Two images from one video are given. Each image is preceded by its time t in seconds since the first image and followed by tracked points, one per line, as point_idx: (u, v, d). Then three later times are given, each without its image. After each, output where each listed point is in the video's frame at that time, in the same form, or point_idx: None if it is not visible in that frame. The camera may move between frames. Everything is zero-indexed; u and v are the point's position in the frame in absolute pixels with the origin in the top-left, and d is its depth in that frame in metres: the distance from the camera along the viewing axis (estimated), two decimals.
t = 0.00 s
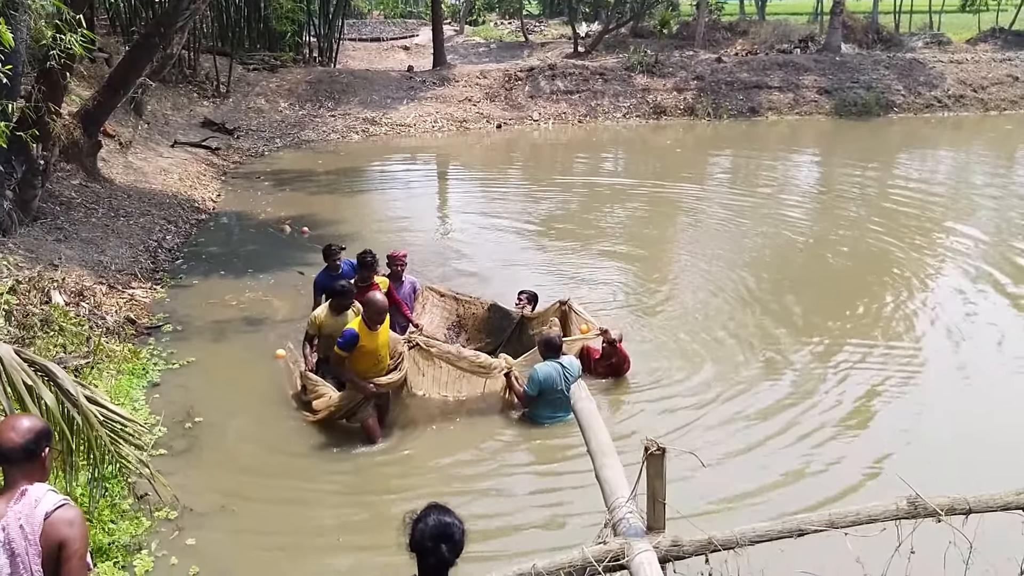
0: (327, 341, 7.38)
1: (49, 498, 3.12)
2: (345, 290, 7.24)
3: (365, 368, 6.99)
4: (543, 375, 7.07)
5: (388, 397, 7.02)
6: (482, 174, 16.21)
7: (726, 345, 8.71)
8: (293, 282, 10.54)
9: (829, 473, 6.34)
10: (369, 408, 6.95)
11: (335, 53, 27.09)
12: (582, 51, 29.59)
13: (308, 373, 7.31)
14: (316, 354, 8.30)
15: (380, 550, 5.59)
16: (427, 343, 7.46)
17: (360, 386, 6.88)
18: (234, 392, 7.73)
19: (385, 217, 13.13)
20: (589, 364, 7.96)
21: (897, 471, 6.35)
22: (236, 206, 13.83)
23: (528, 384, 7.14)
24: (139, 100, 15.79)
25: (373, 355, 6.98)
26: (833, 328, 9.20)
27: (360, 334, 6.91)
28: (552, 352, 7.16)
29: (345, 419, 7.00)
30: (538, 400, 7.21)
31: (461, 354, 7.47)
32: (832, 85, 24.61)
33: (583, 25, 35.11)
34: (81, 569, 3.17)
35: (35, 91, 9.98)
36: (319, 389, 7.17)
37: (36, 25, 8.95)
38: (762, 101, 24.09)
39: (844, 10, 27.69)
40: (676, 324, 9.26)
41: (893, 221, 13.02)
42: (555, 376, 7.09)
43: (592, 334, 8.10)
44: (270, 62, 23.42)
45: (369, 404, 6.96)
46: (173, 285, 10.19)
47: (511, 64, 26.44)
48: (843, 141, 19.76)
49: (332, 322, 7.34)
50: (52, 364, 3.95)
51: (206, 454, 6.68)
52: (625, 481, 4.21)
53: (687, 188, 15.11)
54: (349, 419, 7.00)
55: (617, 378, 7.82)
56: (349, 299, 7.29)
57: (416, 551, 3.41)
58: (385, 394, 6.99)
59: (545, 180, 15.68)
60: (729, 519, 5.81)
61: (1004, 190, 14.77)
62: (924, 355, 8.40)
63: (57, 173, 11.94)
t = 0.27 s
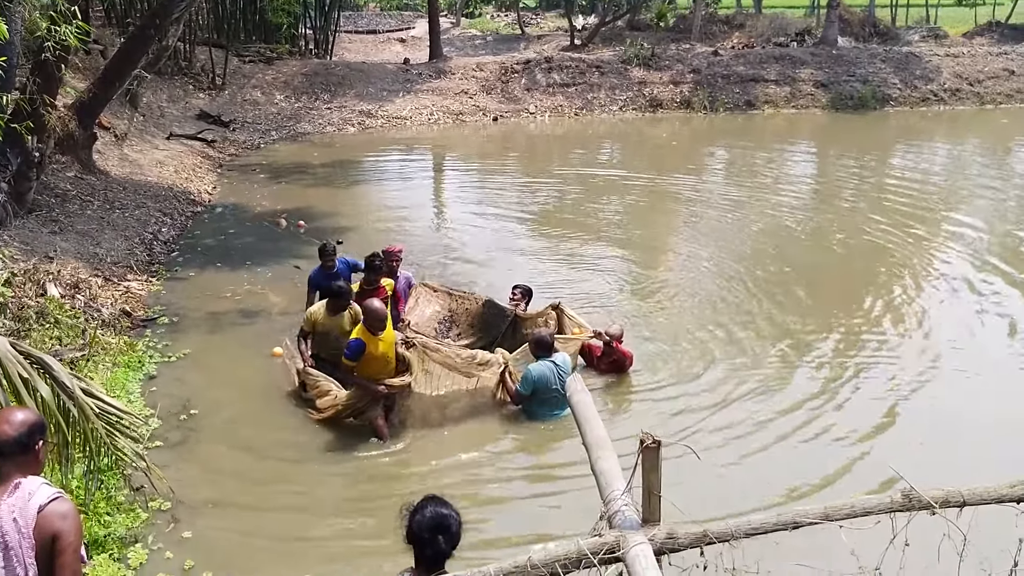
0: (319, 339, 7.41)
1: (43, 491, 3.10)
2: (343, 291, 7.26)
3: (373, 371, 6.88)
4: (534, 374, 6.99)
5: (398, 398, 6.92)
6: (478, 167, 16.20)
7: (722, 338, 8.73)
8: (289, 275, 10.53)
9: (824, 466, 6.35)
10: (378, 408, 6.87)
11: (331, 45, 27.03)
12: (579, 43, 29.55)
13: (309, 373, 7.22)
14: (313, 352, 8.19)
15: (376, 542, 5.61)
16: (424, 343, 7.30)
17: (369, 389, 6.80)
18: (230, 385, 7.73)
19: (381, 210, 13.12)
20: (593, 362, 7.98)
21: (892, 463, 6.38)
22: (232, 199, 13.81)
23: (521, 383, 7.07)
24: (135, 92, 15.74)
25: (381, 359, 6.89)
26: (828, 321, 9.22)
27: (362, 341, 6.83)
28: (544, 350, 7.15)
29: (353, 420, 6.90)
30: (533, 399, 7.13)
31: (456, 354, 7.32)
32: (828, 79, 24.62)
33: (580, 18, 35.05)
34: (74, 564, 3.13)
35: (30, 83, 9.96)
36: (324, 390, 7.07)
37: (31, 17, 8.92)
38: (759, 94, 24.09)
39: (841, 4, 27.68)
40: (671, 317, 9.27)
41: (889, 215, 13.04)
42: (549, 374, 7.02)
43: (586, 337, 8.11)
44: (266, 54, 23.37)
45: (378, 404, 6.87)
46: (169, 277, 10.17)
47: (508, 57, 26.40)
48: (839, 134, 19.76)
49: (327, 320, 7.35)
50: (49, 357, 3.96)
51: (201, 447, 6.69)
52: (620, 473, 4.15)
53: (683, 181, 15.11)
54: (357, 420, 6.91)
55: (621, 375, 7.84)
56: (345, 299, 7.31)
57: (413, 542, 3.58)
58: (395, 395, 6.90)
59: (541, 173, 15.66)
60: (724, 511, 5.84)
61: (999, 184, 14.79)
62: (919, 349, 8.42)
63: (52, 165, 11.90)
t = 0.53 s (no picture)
0: (317, 329, 7.41)
1: (38, 488, 3.10)
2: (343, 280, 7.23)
3: (377, 364, 6.79)
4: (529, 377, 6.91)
5: (402, 395, 6.81)
6: (474, 161, 16.19)
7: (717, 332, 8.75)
8: (285, 270, 10.53)
9: (821, 462, 6.36)
10: (380, 408, 6.77)
11: (327, 40, 26.96)
12: (575, 38, 29.49)
13: (309, 365, 7.13)
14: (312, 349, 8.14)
15: (372, 539, 5.62)
16: (433, 349, 7.42)
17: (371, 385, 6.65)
18: (226, 380, 7.74)
19: (377, 205, 13.10)
20: (594, 358, 7.92)
21: (887, 459, 6.40)
22: (228, 194, 13.78)
23: (515, 385, 6.97)
24: (130, 87, 15.69)
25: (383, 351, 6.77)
26: (823, 315, 9.24)
27: (365, 331, 6.72)
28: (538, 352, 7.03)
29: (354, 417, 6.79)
30: (526, 402, 7.05)
31: (467, 360, 7.41)
32: (824, 73, 24.61)
33: (575, 12, 34.98)
34: (70, 561, 3.12)
35: (24, 79, 9.92)
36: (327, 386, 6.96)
37: (25, 12, 8.89)
38: (754, 88, 24.08)
39: None
40: (667, 311, 9.29)
41: (885, 209, 13.05)
42: (543, 378, 6.92)
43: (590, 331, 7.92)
44: (262, 49, 23.32)
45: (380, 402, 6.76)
46: (165, 273, 10.16)
47: (504, 52, 26.36)
48: (835, 129, 19.77)
49: (326, 310, 7.36)
50: (44, 353, 3.95)
51: (198, 443, 6.69)
52: (617, 468, 4.16)
53: (679, 176, 15.11)
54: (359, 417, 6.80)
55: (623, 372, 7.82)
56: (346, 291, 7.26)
57: (410, 538, 3.64)
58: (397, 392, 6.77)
59: (537, 167, 15.65)
60: (718, 507, 5.86)
61: (994, 178, 14.80)
62: (916, 344, 8.42)
63: (47, 161, 11.87)
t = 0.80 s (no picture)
0: (318, 323, 7.37)
1: (36, 484, 3.11)
2: (349, 276, 7.22)
3: (376, 361, 6.73)
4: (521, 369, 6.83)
5: (402, 395, 6.74)
6: (472, 157, 16.18)
7: (714, 328, 8.77)
8: (282, 267, 10.53)
9: (817, 458, 6.39)
10: (379, 407, 6.75)
11: (324, 36, 26.92)
12: (571, 33, 29.46)
13: (310, 363, 7.12)
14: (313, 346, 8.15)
15: (370, 535, 5.63)
16: (438, 355, 7.31)
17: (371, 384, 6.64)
18: (223, 377, 7.74)
19: (374, 201, 13.10)
20: (594, 354, 7.87)
21: (883, 454, 6.41)
22: (224, 190, 13.77)
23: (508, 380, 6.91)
24: (126, 83, 15.68)
25: (385, 348, 6.71)
26: (820, 311, 9.26)
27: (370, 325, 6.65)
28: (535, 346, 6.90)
29: (357, 418, 6.79)
30: (520, 398, 6.97)
31: (472, 366, 7.31)
32: (821, 69, 24.61)
33: (572, 8, 34.95)
34: (68, 557, 3.12)
35: (21, 75, 9.91)
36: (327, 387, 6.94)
37: (21, 9, 8.88)
38: (752, 84, 24.08)
39: None
40: (663, 307, 9.30)
41: (882, 205, 13.06)
42: (536, 372, 6.83)
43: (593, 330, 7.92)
44: (258, 45, 23.29)
45: (381, 400, 6.74)
46: (162, 270, 10.16)
47: (501, 48, 26.33)
48: (832, 124, 19.77)
49: (330, 305, 7.32)
50: (42, 350, 3.96)
51: (195, 440, 6.70)
52: (615, 464, 4.17)
53: (676, 171, 15.10)
54: (361, 417, 6.79)
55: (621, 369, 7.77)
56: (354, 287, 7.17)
57: (407, 534, 3.67)
58: (396, 392, 6.71)
59: (534, 163, 15.65)
60: (714, 503, 5.88)
61: (991, 174, 14.81)
62: (913, 339, 8.44)
63: (44, 157, 11.86)
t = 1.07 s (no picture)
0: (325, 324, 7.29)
1: (33, 483, 3.10)
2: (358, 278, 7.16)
3: (374, 360, 6.66)
4: (515, 363, 6.76)
5: (401, 395, 6.62)
6: (469, 155, 16.17)
7: (711, 326, 8.77)
8: (279, 265, 10.52)
9: (812, 455, 6.40)
10: (378, 406, 6.65)
11: (321, 33, 26.89)
12: (569, 31, 29.44)
13: (310, 364, 7.09)
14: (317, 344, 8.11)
15: (367, 534, 5.63)
16: (435, 351, 7.24)
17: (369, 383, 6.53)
18: (221, 375, 7.73)
19: (372, 199, 13.08)
20: (593, 354, 7.81)
21: (879, 451, 6.42)
22: (221, 188, 13.76)
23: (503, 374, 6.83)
24: (123, 81, 15.66)
25: (386, 347, 6.65)
26: (818, 308, 9.26)
27: (370, 323, 6.58)
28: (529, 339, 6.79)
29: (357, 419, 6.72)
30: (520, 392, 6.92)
31: (469, 364, 7.14)
32: (818, 66, 24.61)
33: (569, 5, 34.93)
34: (65, 556, 3.11)
35: (17, 73, 9.90)
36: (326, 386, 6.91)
37: (17, 7, 8.87)
38: (749, 81, 24.07)
39: None
40: (661, 305, 9.30)
41: (879, 202, 13.07)
42: (530, 365, 6.75)
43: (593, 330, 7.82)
44: (255, 43, 23.26)
45: (382, 400, 6.63)
46: (159, 268, 10.15)
47: (498, 45, 26.30)
48: (829, 122, 19.77)
49: (338, 306, 7.26)
50: (39, 348, 3.96)
51: (193, 438, 6.69)
52: (611, 461, 4.15)
53: (673, 169, 15.11)
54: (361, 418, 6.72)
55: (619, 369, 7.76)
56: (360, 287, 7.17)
57: (403, 532, 3.67)
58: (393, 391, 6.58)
59: (532, 161, 15.64)
60: (710, 501, 5.88)
61: (988, 171, 14.82)
62: (910, 337, 8.44)
63: (40, 155, 11.84)
